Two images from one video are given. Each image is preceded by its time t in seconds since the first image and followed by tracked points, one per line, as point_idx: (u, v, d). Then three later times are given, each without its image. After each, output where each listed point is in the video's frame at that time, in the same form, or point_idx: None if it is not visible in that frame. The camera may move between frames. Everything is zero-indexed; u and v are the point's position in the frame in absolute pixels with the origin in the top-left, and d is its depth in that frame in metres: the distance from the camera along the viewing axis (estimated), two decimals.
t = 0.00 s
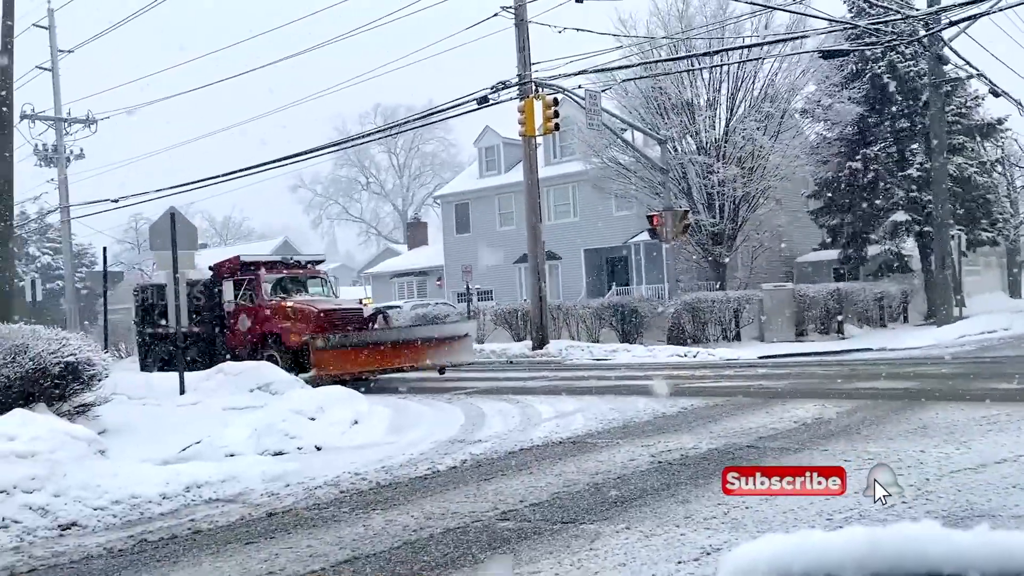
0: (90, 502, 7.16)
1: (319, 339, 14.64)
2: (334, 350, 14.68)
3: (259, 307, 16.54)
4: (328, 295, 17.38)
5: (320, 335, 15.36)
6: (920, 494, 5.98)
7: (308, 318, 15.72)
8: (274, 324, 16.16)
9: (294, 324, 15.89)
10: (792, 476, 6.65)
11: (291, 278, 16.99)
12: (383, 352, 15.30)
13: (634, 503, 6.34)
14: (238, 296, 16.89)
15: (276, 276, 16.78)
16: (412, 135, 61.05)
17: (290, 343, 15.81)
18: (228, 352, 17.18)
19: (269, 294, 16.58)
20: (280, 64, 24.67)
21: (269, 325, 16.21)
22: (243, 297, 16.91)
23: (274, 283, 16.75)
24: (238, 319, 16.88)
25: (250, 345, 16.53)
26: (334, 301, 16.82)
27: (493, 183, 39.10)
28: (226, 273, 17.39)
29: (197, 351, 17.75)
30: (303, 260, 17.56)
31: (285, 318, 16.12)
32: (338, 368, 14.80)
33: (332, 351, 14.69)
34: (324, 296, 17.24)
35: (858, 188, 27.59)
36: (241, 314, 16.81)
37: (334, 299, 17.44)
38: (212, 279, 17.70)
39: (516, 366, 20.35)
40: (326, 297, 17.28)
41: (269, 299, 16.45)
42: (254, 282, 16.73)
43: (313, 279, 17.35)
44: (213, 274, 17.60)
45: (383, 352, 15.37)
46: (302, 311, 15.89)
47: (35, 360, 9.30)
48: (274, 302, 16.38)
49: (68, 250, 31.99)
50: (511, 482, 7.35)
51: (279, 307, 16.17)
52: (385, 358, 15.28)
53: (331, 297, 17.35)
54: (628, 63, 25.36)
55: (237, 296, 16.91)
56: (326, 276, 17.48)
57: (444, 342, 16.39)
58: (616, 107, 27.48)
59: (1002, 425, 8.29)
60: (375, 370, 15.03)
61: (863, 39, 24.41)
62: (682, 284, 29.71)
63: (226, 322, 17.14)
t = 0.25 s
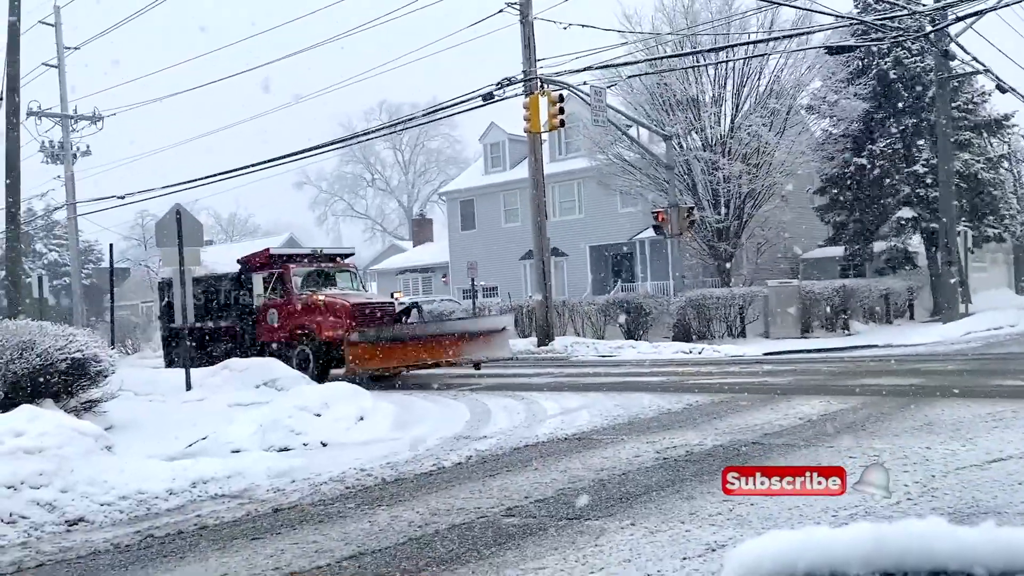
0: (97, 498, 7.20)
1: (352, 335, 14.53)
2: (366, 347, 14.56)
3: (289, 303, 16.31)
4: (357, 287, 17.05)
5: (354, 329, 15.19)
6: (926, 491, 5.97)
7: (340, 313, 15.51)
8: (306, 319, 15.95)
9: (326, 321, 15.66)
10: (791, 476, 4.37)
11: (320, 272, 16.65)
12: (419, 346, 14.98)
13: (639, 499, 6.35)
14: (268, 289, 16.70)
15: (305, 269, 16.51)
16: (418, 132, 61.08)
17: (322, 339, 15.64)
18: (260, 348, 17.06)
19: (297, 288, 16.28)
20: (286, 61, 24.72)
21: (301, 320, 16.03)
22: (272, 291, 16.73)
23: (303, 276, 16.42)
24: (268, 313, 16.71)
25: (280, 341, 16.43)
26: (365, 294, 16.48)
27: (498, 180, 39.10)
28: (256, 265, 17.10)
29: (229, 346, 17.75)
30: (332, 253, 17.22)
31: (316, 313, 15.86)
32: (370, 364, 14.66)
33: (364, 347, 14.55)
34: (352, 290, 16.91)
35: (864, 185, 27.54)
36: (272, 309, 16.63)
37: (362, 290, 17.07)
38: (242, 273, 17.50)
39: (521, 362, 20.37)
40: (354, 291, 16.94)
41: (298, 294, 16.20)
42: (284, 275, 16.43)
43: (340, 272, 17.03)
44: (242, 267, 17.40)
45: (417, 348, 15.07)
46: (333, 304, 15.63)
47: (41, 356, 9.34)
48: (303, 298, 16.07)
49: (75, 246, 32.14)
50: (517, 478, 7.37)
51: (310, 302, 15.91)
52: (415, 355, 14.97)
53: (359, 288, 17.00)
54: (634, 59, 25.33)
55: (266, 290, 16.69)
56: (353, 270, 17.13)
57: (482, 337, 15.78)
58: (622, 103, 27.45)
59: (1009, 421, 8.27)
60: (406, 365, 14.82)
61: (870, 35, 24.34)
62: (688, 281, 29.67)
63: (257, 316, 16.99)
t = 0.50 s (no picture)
0: (99, 494, 7.21)
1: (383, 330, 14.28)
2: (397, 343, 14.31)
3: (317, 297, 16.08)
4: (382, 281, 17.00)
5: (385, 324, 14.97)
6: (927, 488, 5.96)
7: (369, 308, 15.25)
8: (334, 314, 15.75)
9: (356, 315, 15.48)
10: (791, 476, 4.43)
11: (346, 266, 16.50)
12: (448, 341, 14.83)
13: (641, 496, 6.35)
14: (293, 283, 16.42)
15: (332, 263, 16.33)
16: (420, 128, 61.07)
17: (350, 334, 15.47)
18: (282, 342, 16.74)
19: (324, 282, 16.09)
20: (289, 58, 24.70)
21: (330, 315, 15.82)
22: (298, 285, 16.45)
23: (329, 270, 16.25)
24: (293, 308, 16.44)
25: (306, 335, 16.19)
26: (391, 289, 16.36)
27: (500, 176, 39.08)
28: (280, 259, 16.81)
29: (248, 341, 17.37)
30: (356, 247, 17.05)
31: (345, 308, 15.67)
32: (401, 360, 14.44)
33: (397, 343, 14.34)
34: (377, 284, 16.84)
35: (867, 182, 27.51)
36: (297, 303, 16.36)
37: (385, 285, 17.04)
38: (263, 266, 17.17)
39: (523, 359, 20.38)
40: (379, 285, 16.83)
41: (326, 288, 15.99)
42: (310, 269, 16.19)
43: (365, 267, 16.90)
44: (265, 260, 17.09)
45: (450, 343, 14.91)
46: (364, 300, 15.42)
47: (44, 352, 9.35)
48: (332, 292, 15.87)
49: (78, 242, 32.16)
50: (518, 474, 7.38)
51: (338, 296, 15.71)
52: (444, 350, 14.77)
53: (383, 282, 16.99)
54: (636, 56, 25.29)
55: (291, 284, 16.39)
56: (378, 264, 16.99)
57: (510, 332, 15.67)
58: (624, 100, 27.42)
59: (1011, 419, 8.27)
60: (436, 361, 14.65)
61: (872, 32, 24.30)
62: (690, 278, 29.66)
63: (280, 310, 16.67)
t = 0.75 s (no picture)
0: (98, 490, 7.21)
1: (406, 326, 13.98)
2: (421, 339, 14.03)
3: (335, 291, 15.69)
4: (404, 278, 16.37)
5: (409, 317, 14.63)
6: (926, 486, 5.97)
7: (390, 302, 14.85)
8: (354, 310, 15.30)
9: (375, 309, 15.01)
10: (791, 478, 4.22)
11: (365, 261, 15.96)
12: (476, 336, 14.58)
13: (640, 493, 6.36)
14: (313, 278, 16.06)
15: (351, 258, 15.86)
16: (419, 125, 61.03)
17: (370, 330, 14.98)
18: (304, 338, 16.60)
19: (343, 277, 15.65)
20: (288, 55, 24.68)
21: (348, 309, 15.38)
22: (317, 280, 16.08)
23: (349, 266, 15.77)
24: (313, 303, 16.12)
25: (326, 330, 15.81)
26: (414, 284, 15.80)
27: (500, 173, 39.07)
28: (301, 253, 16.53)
29: (272, 336, 17.37)
30: (376, 242, 16.52)
31: (365, 303, 15.16)
32: (425, 357, 14.16)
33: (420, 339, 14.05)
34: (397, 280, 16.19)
35: (867, 180, 27.56)
36: (317, 298, 16.03)
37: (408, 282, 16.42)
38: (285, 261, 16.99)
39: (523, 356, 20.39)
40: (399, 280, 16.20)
41: (345, 283, 15.55)
42: (329, 264, 15.81)
43: (385, 261, 16.29)
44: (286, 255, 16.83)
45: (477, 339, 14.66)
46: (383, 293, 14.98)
47: (43, 348, 9.35)
48: (350, 286, 15.43)
49: (77, 239, 32.15)
50: (517, 471, 7.39)
51: (357, 291, 15.24)
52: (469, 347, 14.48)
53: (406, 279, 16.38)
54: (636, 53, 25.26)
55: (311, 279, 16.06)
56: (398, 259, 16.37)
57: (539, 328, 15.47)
58: (624, 97, 27.39)
59: (1009, 417, 8.27)
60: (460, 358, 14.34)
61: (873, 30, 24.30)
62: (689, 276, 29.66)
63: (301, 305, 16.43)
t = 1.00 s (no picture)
0: (96, 487, 7.21)
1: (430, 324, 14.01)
2: (443, 336, 14.06)
3: (353, 287, 15.64)
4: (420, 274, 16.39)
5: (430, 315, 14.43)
6: (924, 485, 5.98)
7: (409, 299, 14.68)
8: (374, 305, 15.21)
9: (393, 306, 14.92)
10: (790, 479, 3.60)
11: (383, 257, 16.00)
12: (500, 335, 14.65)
13: (638, 491, 6.37)
14: (330, 275, 16.00)
15: (369, 254, 15.89)
16: (418, 123, 60.99)
17: (390, 326, 14.88)
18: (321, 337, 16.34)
19: (362, 273, 15.61)
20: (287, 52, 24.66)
21: (367, 306, 15.33)
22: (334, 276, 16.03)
23: (367, 261, 15.79)
24: (329, 299, 16.06)
25: (344, 327, 15.75)
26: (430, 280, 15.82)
27: (498, 171, 39.06)
28: (318, 251, 16.46)
29: (286, 334, 17.01)
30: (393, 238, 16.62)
31: (384, 299, 15.10)
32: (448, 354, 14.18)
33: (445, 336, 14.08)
34: (416, 275, 16.28)
35: (865, 178, 27.59)
36: (336, 295, 15.93)
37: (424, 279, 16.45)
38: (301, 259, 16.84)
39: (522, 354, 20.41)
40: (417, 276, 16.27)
41: (365, 279, 15.53)
42: (347, 260, 15.76)
43: (402, 257, 16.37)
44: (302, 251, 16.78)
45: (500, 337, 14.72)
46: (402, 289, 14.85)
47: (41, 345, 9.32)
48: (370, 282, 15.41)
49: (75, 235, 32.08)
50: (516, 469, 7.39)
51: (377, 286, 15.18)
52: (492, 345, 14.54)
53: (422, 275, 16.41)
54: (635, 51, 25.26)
55: (329, 275, 15.99)
56: (415, 255, 16.47)
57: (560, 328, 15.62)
58: (622, 95, 27.39)
59: (1006, 415, 8.29)
60: (484, 356, 14.37)
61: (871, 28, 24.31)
62: (687, 274, 29.68)
63: (320, 304, 16.28)
